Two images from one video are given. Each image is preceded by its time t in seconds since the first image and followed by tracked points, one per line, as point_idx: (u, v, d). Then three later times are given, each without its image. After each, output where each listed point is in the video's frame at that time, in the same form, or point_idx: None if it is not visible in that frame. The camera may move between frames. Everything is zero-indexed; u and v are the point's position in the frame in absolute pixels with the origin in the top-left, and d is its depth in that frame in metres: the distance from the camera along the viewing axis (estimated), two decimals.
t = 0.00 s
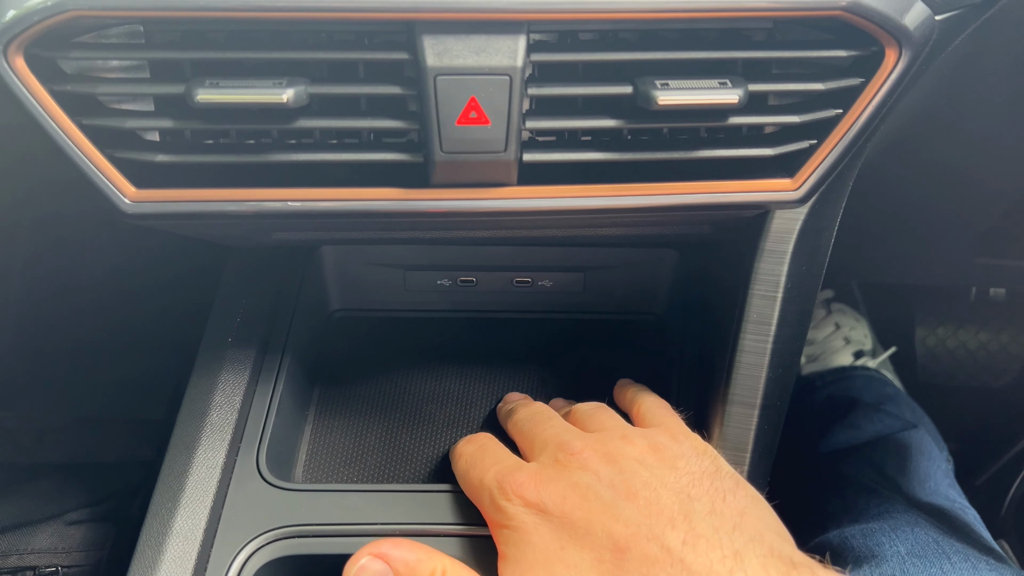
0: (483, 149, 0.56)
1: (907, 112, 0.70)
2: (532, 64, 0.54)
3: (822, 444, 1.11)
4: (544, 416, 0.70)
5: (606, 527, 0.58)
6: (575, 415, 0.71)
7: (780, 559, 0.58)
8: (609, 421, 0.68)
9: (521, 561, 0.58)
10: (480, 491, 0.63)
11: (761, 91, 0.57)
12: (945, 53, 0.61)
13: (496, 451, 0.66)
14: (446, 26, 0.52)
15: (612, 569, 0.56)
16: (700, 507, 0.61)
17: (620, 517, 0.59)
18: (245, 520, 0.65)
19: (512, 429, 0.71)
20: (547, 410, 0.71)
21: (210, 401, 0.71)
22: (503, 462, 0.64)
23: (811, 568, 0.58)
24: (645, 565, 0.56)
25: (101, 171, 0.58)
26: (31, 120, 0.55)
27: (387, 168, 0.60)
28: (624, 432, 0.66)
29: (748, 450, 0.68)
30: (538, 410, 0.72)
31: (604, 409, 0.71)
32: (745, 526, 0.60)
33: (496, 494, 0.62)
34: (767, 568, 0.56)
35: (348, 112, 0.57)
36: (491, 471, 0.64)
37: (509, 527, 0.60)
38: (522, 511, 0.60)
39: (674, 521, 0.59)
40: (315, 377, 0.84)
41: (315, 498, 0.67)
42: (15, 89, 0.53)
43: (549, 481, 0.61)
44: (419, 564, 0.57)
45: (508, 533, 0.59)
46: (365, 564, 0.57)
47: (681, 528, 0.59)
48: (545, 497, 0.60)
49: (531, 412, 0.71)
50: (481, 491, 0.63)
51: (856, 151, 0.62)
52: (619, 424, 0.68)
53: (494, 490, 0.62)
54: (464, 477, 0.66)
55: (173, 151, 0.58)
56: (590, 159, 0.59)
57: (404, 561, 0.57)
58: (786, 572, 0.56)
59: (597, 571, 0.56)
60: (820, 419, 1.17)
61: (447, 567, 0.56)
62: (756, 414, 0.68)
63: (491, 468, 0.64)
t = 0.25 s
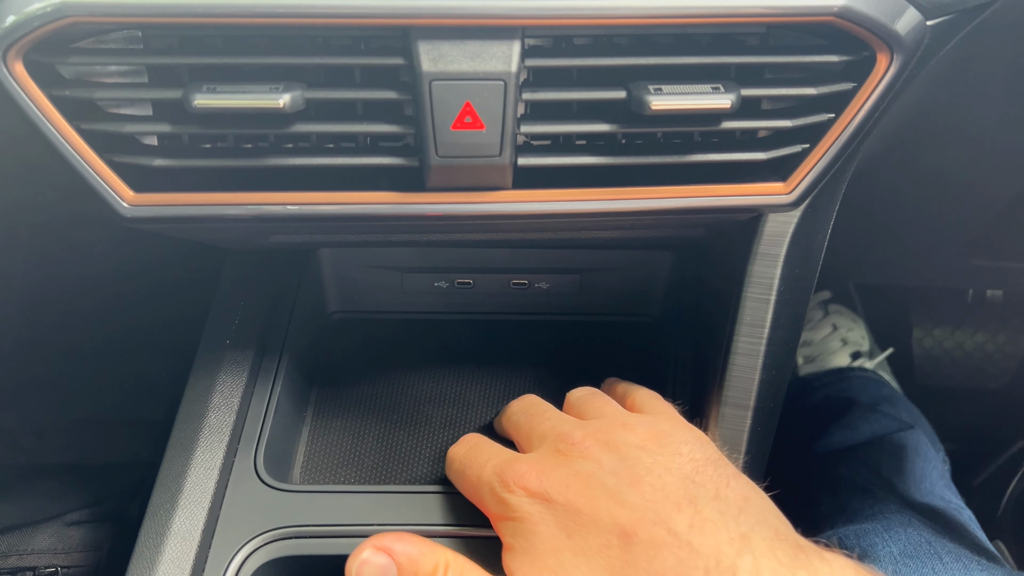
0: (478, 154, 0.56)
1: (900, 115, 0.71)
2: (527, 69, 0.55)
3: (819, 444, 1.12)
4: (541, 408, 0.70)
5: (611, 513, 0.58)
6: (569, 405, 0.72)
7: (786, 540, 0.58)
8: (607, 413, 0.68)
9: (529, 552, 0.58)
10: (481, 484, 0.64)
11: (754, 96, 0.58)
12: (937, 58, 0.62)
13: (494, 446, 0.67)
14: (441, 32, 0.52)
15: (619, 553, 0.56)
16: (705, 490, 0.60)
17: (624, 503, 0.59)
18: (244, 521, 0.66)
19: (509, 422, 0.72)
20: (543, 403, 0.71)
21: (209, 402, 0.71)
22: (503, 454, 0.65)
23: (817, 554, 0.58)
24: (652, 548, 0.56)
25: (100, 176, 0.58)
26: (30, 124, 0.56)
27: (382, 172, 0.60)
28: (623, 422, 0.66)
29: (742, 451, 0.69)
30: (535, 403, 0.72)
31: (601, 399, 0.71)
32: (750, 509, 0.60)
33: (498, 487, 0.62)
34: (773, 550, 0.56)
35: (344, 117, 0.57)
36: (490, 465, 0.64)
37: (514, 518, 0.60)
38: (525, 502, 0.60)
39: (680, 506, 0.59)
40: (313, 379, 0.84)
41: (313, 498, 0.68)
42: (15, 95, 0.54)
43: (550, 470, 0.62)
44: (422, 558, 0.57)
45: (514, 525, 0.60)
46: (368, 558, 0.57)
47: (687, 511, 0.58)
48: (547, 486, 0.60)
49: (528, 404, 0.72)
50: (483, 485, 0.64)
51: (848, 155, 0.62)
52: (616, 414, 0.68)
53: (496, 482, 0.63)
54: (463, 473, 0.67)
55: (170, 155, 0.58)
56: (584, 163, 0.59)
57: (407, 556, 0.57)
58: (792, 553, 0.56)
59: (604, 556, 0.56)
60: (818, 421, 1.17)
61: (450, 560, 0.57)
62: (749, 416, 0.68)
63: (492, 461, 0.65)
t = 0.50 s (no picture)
0: (477, 151, 0.56)
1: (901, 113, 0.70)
2: (526, 67, 0.55)
3: (820, 444, 1.12)
4: (537, 404, 0.70)
5: (596, 519, 0.59)
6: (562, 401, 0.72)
7: (769, 548, 0.58)
8: (602, 414, 0.68)
9: (513, 555, 0.58)
10: (471, 486, 0.64)
11: (754, 93, 0.58)
12: (937, 56, 0.62)
13: (489, 445, 0.66)
14: (441, 29, 0.52)
15: (602, 560, 0.57)
16: (690, 498, 0.61)
17: (610, 510, 0.59)
18: (243, 520, 0.66)
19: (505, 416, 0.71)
20: (541, 399, 0.70)
21: (207, 401, 0.71)
22: (495, 456, 0.65)
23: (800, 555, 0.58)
24: (634, 554, 0.56)
25: (99, 173, 0.58)
26: (29, 122, 0.56)
27: (382, 170, 0.60)
28: (615, 427, 0.66)
29: (742, 449, 0.68)
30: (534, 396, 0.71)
31: (596, 396, 0.71)
32: (735, 517, 0.61)
33: (487, 489, 0.62)
34: (755, 556, 0.57)
35: (344, 114, 0.57)
36: (483, 466, 0.64)
37: (501, 522, 0.60)
38: (513, 505, 0.60)
39: (665, 513, 0.59)
40: (313, 379, 0.84)
41: (312, 496, 0.68)
42: (14, 92, 0.54)
43: (540, 475, 0.62)
44: (409, 564, 0.57)
45: (500, 528, 0.60)
46: (355, 564, 0.57)
47: (671, 518, 0.59)
48: (536, 492, 0.61)
49: (525, 397, 0.71)
50: (473, 485, 0.64)
51: (848, 153, 0.62)
52: (611, 417, 0.68)
53: (486, 484, 0.63)
54: (455, 473, 0.66)
55: (170, 152, 0.58)
56: (584, 161, 0.59)
57: (394, 561, 0.57)
58: (774, 560, 0.57)
59: (586, 562, 0.57)
60: (818, 421, 1.17)
61: (437, 567, 0.57)
62: (749, 414, 0.68)
63: (483, 463, 0.65)
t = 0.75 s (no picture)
0: (470, 160, 0.56)
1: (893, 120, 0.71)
2: (519, 75, 0.55)
3: (816, 447, 1.12)
4: (540, 427, 0.69)
5: (600, 556, 0.59)
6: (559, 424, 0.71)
7: None
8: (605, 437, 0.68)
9: None
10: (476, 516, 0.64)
11: (745, 102, 0.58)
12: (928, 64, 0.62)
13: (494, 472, 0.66)
14: (434, 39, 0.52)
15: None
16: (694, 527, 0.61)
17: (614, 545, 0.59)
18: (238, 525, 0.66)
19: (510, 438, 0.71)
20: (543, 422, 0.70)
21: (203, 407, 0.71)
22: (499, 485, 0.65)
23: None
24: None
25: (94, 182, 0.58)
26: (25, 131, 0.56)
27: (377, 178, 0.60)
28: (617, 452, 0.66)
29: (734, 455, 0.69)
30: (538, 418, 0.71)
31: (595, 420, 0.71)
32: (738, 544, 0.61)
33: (492, 522, 0.62)
34: None
35: (338, 122, 0.57)
36: (488, 495, 0.64)
37: (505, 558, 0.60)
38: (517, 541, 0.60)
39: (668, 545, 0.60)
40: (309, 384, 0.84)
41: (307, 502, 0.68)
42: (9, 102, 0.54)
43: (542, 509, 0.62)
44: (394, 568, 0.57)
45: (504, 564, 0.60)
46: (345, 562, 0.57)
47: (675, 552, 0.59)
48: (538, 527, 0.61)
49: (528, 420, 0.70)
50: (478, 516, 0.64)
51: (839, 160, 0.62)
52: (613, 440, 0.67)
53: (490, 517, 0.63)
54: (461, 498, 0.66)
55: (164, 161, 0.58)
56: (577, 169, 0.59)
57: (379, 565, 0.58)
58: None
59: None
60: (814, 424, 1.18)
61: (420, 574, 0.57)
62: (742, 421, 0.68)
63: (487, 492, 0.64)
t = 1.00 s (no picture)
0: (467, 159, 0.56)
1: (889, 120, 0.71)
2: (515, 75, 0.55)
3: (814, 447, 1.12)
4: (538, 431, 0.69)
5: (602, 564, 0.59)
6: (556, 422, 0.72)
7: None
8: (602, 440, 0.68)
9: None
10: (476, 521, 0.64)
11: (741, 102, 0.58)
12: (923, 63, 0.62)
13: (492, 475, 0.66)
14: (430, 39, 0.53)
15: None
16: (693, 533, 0.62)
17: (615, 553, 0.60)
18: (235, 524, 0.66)
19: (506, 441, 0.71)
20: (541, 424, 0.70)
21: (200, 406, 0.71)
22: (498, 490, 0.64)
23: None
24: None
25: (91, 181, 0.59)
26: (22, 131, 0.56)
27: (373, 177, 0.60)
28: (615, 456, 0.66)
29: (731, 454, 0.69)
30: (535, 420, 0.70)
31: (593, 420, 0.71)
32: (738, 549, 0.62)
33: (492, 527, 0.62)
34: None
35: (334, 122, 0.58)
36: (487, 500, 0.64)
37: (506, 566, 0.60)
38: (519, 549, 0.60)
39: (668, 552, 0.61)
40: (307, 384, 0.84)
41: (304, 502, 0.68)
42: (7, 101, 0.54)
43: (543, 516, 0.62)
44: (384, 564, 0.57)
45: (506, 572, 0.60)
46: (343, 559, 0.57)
47: (675, 559, 0.60)
48: (541, 535, 0.61)
49: (526, 423, 0.70)
50: (477, 521, 0.64)
51: (835, 159, 0.62)
52: (610, 444, 0.67)
53: (491, 522, 0.62)
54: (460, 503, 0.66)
55: (161, 160, 0.59)
56: (573, 168, 0.59)
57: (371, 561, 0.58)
58: None
59: None
60: (812, 424, 1.18)
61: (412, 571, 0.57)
62: (738, 419, 0.68)
63: (486, 497, 0.64)
